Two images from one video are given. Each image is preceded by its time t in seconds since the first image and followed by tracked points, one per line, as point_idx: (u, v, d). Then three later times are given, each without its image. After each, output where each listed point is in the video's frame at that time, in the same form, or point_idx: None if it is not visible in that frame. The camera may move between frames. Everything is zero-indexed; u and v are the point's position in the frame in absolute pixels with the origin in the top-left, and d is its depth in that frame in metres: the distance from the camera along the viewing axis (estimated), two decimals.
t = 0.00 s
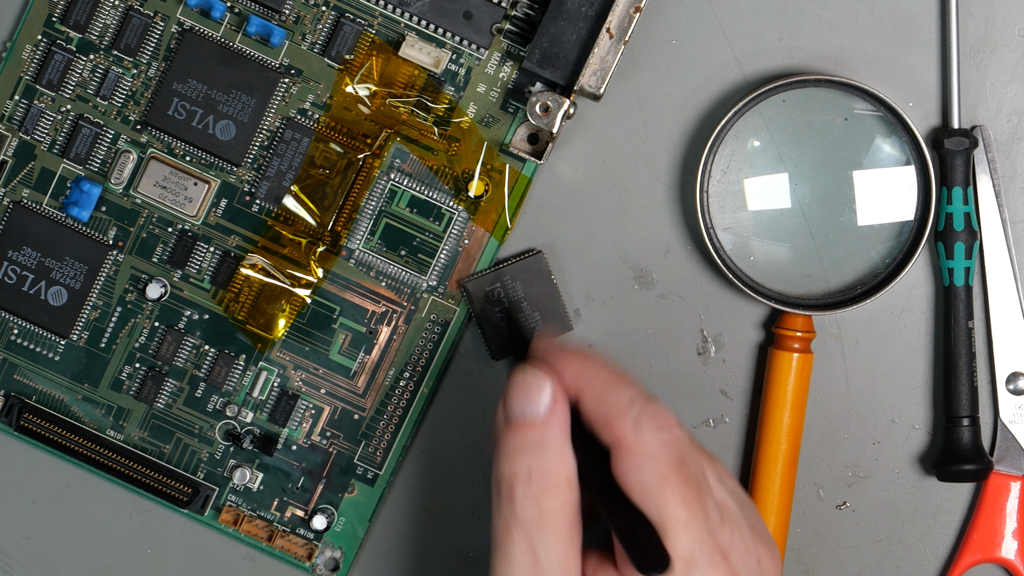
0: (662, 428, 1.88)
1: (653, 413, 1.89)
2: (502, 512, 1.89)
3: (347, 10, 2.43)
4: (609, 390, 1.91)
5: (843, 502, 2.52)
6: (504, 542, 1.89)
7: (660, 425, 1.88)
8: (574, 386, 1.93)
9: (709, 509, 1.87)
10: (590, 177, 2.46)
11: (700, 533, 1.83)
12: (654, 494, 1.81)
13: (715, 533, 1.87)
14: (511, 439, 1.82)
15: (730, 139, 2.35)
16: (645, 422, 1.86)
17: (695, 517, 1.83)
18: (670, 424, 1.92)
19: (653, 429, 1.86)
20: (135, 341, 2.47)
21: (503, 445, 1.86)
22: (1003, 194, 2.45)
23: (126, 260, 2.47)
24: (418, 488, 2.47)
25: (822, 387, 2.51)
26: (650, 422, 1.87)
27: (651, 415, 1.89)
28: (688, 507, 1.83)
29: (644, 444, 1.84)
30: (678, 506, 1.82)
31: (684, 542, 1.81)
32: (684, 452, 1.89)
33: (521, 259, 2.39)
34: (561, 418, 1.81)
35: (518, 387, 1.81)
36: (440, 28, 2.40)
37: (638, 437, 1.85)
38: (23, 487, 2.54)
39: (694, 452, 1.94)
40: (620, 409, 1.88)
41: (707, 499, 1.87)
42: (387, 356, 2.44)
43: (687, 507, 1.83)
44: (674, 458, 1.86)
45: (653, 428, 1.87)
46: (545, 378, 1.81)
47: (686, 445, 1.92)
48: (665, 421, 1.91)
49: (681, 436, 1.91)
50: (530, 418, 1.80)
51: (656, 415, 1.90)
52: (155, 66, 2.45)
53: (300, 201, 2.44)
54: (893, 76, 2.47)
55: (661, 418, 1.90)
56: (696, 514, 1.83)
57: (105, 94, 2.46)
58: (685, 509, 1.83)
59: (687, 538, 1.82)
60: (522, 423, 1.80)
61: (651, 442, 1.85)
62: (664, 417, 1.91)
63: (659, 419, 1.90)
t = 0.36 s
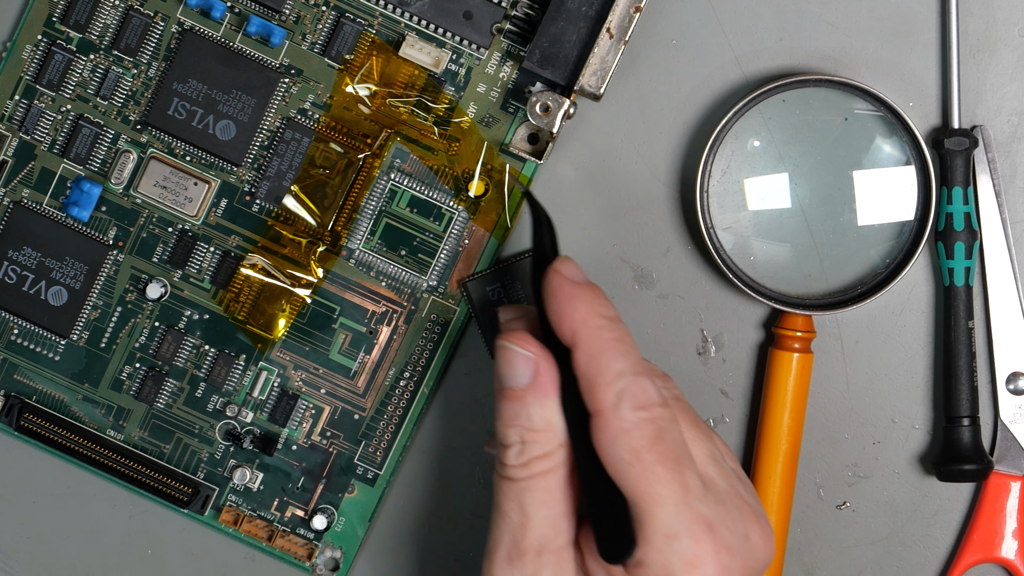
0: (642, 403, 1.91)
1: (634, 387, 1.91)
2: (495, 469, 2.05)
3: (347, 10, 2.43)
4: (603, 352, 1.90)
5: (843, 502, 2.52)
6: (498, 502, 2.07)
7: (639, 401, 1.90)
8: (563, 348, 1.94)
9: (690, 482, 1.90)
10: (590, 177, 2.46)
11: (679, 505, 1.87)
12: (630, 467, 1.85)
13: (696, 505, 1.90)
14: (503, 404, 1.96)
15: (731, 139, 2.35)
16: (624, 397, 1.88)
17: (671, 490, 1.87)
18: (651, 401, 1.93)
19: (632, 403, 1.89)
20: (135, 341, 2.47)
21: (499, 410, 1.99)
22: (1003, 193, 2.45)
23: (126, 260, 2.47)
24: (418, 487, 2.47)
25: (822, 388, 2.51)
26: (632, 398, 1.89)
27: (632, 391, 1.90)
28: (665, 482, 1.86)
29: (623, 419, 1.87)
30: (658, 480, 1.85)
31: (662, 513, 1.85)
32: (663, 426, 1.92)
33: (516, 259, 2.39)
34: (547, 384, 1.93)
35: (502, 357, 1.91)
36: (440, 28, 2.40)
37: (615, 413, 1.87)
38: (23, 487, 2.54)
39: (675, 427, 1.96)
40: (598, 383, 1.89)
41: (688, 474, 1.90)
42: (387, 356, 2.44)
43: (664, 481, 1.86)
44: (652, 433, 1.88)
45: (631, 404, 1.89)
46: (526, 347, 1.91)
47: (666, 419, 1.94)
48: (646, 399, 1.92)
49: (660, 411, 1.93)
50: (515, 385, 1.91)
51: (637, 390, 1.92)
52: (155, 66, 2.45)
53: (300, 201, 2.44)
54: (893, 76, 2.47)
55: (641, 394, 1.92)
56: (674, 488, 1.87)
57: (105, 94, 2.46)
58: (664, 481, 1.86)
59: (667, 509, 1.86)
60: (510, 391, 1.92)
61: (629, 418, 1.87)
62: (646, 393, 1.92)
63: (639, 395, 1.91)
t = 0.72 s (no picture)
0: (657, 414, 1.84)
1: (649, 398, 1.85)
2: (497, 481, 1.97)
3: (347, 11, 2.43)
4: (612, 365, 1.83)
5: (843, 502, 2.52)
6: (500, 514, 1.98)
7: (654, 411, 1.84)
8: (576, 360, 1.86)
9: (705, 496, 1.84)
10: (590, 177, 2.46)
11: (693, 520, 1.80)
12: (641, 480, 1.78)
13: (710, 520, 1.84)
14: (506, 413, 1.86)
15: (730, 139, 2.35)
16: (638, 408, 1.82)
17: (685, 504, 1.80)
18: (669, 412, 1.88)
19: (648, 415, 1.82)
20: (135, 341, 2.47)
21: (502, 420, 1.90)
22: (1003, 194, 2.45)
23: (126, 260, 2.47)
24: (418, 487, 2.47)
25: (822, 388, 2.51)
26: (645, 410, 1.82)
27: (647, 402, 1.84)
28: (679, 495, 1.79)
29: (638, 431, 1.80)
30: (670, 494, 1.78)
31: (675, 530, 1.78)
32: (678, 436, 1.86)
33: (519, 259, 2.39)
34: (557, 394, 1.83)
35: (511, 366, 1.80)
36: (440, 28, 2.40)
37: (629, 424, 1.80)
38: (23, 487, 2.54)
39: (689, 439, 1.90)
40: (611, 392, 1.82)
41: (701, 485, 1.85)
42: (387, 356, 2.44)
43: (678, 494, 1.79)
44: (667, 445, 1.82)
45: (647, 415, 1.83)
46: (533, 357, 1.81)
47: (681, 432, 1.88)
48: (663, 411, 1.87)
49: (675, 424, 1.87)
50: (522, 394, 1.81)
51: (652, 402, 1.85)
52: (155, 66, 2.45)
53: (300, 201, 2.44)
54: (893, 76, 2.47)
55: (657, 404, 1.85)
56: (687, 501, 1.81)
57: (105, 94, 2.46)
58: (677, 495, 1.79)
59: (679, 525, 1.79)
60: (516, 401, 1.81)
61: (643, 429, 1.81)
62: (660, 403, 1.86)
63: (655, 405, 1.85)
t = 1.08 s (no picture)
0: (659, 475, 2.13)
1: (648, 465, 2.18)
2: None
3: (347, 11, 2.43)
4: (597, 466, 2.16)
5: (843, 502, 2.52)
6: None
7: (664, 481, 2.09)
8: (576, 479, 2.15)
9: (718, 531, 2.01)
10: (590, 177, 2.46)
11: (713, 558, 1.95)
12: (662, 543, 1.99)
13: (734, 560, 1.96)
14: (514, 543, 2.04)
15: (730, 139, 2.35)
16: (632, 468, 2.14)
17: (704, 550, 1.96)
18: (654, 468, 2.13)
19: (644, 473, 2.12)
20: (135, 341, 2.47)
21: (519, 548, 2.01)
22: (1003, 194, 2.45)
23: (126, 260, 2.47)
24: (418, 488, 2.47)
25: (822, 388, 2.51)
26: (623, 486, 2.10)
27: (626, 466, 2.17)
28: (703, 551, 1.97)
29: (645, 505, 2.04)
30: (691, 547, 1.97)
31: None
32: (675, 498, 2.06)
33: (521, 259, 2.40)
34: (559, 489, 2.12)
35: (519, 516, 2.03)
36: (440, 28, 2.40)
37: (636, 497, 2.05)
38: (23, 487, 2.54)
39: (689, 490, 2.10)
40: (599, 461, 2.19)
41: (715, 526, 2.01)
42: (387, 356, 2.44)
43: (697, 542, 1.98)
44: (681, 509, 2.03)
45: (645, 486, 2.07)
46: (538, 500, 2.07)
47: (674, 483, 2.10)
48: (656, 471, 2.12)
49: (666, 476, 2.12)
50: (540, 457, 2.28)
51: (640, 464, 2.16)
52: (155, 66, 2.45)
53: (300, 201, 2.44)
54: (893, 76, 2.47)
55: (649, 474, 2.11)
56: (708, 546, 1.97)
57: (105, 94, 2.46)
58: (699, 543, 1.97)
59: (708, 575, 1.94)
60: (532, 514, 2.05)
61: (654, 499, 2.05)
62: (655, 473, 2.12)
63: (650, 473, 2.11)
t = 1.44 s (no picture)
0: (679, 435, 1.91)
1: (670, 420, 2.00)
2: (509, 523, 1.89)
3: (347, 11, 2.43)
4: (604, 405, 1.91)
5: (843, 502, 2.52)
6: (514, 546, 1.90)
7: (659, 440, 1.86)
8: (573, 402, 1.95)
9: (760, 533, 2.04)
10: (590, 176, 2.46)
11: (751, 555, 1.95)
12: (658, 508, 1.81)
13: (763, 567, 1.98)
14: (521, 408, 1.83)
15: (730, 139, 2.35)
16: (659, 421, 1.89)
17: (739, 542, 1.94)
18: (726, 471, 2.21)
19: (666, 432, 1.89)
20: (135, 341, 2.47)
21: (509, 463, 1.88)
22: (1003, 194, 2.45)
23: (126, 260, 2.47)
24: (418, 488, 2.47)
25: (822, 387, 2.51)
26: (649, 437, 1.86)
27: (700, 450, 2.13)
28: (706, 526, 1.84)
29: (659, 470, 1.83)
30: (688, 520, 1.82)
31: (694, 551, 1.81)
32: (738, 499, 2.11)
33: (521, 259, 2.40)
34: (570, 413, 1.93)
35: (524, 403, 1.83)
36: (440, 28, 2.40)
37: (642, 460, 1.83)
38: (23, 487, 2.54)
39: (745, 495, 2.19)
40: (642, 402, 1.95)
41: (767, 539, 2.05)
42: (387, 356, 2.44)
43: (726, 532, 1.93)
44: (673, 469, 1.84)
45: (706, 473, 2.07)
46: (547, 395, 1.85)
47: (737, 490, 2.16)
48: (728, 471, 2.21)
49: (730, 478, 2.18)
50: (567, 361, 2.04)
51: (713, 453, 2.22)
52: (155, 66, 2.45)
53: (300, 201, 2.44)
54: (893, 76, 2.47)
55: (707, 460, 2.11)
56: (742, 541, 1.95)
57: (105, 94, 2.46)
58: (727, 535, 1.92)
59: (707, 552, 1.83)
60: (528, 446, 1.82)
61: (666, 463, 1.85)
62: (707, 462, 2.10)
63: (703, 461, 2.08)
